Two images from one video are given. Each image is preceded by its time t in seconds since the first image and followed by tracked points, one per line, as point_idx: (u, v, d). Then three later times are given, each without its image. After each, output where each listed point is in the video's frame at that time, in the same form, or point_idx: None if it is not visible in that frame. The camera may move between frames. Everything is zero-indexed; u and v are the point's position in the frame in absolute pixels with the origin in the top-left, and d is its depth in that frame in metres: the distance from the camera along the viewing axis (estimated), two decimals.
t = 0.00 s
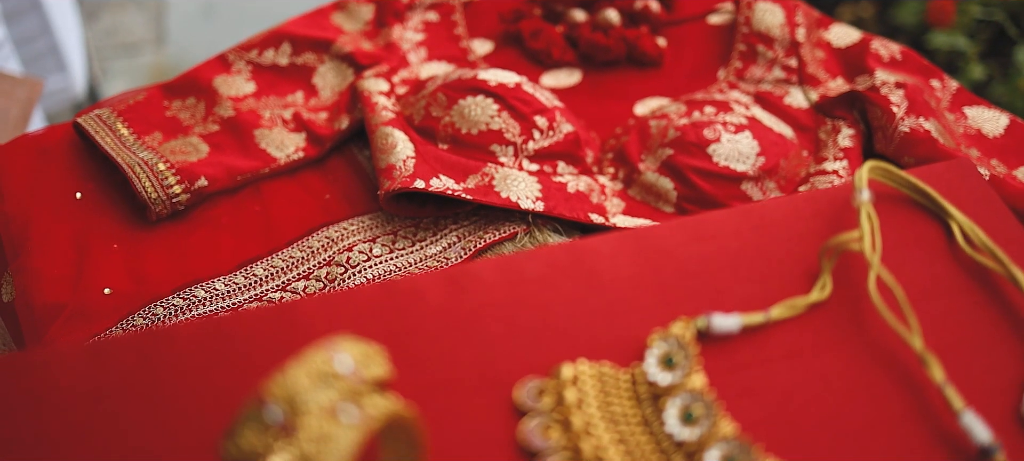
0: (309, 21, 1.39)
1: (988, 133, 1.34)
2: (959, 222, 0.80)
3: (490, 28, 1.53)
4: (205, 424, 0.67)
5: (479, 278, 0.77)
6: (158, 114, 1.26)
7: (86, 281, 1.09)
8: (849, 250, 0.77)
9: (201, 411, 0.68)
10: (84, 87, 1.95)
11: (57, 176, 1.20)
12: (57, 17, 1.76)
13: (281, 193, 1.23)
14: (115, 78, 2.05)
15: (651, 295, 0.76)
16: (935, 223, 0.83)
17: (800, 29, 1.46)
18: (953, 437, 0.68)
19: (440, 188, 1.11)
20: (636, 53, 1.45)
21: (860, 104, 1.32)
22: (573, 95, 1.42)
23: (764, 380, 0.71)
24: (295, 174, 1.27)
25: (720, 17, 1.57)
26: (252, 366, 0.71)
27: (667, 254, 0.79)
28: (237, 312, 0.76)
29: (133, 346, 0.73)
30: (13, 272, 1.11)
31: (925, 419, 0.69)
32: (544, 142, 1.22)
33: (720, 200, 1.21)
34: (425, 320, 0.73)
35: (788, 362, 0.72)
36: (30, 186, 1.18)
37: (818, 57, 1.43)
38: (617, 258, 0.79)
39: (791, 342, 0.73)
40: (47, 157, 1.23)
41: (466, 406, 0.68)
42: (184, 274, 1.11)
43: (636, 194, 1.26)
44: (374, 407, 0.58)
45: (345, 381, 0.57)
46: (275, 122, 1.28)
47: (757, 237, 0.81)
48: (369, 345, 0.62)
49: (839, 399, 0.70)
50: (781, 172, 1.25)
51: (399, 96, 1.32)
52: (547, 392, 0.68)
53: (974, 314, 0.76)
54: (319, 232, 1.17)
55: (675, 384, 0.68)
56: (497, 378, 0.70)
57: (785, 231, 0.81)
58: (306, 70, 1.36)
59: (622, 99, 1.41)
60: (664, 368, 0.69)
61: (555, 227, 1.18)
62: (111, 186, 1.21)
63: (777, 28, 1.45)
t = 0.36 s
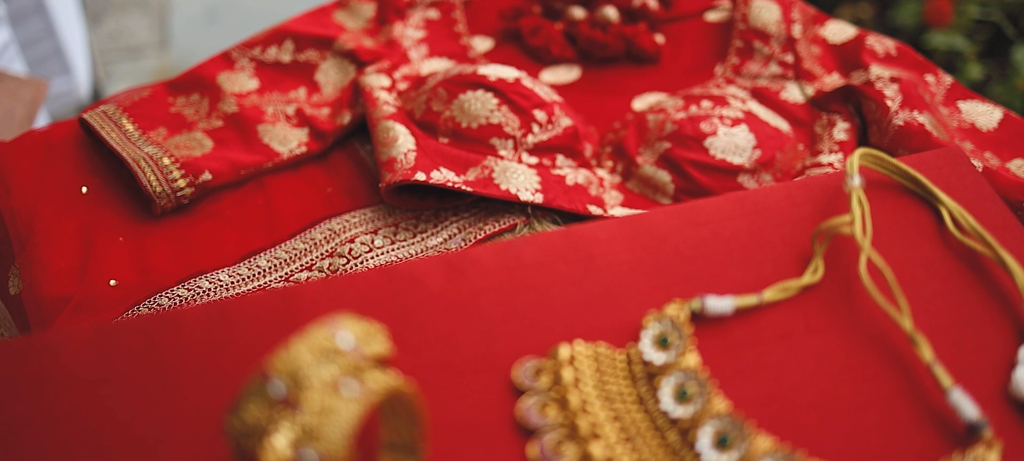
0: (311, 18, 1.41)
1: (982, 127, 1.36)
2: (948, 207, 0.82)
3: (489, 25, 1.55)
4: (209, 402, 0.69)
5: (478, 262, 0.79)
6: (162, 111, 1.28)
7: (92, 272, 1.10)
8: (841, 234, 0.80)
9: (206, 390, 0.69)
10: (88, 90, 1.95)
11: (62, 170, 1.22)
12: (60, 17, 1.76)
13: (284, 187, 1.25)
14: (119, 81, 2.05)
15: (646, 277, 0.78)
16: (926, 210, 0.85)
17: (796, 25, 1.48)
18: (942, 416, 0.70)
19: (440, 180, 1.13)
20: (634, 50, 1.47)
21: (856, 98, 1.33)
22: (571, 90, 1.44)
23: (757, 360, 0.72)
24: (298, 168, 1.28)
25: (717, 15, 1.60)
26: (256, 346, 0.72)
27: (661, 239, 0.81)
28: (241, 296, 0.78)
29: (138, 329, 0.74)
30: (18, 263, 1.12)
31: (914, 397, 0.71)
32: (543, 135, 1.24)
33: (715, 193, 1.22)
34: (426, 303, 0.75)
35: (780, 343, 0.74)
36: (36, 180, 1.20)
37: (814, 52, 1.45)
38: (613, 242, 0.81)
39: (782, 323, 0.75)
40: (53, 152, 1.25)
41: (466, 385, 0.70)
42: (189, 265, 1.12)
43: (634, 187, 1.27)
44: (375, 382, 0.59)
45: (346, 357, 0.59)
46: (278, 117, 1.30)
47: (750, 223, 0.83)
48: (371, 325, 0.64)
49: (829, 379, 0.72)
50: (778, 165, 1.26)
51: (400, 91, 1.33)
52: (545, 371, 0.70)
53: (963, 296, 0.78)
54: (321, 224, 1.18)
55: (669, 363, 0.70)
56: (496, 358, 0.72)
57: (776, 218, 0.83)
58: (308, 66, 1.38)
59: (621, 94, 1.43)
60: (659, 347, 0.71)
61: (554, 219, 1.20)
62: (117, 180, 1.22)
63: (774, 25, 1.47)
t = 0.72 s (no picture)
0: (313, 16, 1.42)
1: (976, 120, 1.39)
2: (938, 192, 0.84)
3: (489, 23, 1.57)
4: (214, 380, 0.70)
5: (478, 246, 0.80)
6: (165, 105, 1.28)
7: (97, 263, 1.11)
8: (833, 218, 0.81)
9: (211, 370, 0.71)
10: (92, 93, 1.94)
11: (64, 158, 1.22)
12: (61, 16, 1.76)
13: (286, 180, 1.26)
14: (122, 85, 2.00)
15: (643, 260, 0.80)
16: (916, 195, 0.87)
17: (792, 21, 1.50)
18: (931, 393, 0.71)
19: (441, 171, 1.15)
20: (632, 46, 1.49)
21: (851, 91, 1.35)
22: (570, 85, 1.46)
23: (751, 340, 0.74)
24: (300, 162, 1.30)
25: (714, 12, 1.62)
26: (260, 328, 0.74)
27: (657, 224, 0.83)
28: (243, 280, 0.79)
29: (143, 312, 0.75)
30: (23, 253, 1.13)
31: (905, 375, 0.72)
32: (542, 128, 1.26)
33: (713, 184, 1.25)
34: (427, 285, 0.77)
35: (774, 323, 0.75)
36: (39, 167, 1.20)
37: (810, 47, 1.46)
38: (610, 227, 0.83)
39: (775, 304, 0.77)
40: (56, 145, 1.25)
41: (466, 364, 0.71)
42: (194, 257, 1.14)
43: (632, 179, 1.29)
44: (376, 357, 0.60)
45: (347, 332, 0.60)
46: (280, 112, 1.31)
47: (744, 209, 0.84)
48: (375, 304, 0.65)
49: (822, 358, 0.73)
50: (773, 157, 1.28)
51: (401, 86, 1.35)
52: (543, 350, 0.72)
53: (950, 279, 0.80)
54: (323, 215, 1.20)
55: (664, 342, 0.71)
56: (495, 338, 0.73)
57: (770, 204, 0.85)
58: (310, 63, 1.39)
59: (619, 89, 1.45)
60: (654, 327, 0.73)
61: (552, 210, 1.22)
62: (121, 174, 1.23)
63: (770, 21, 1.50)
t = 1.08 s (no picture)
0: (313, 13, 1.44)
1: (968, 112, 1.41)
2: (927, 177, 0.86)
3: (487, 19, 1.58)
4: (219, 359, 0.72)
5: (475, 230, 0.82)
6: (167, 101, 1.30)
7: (100, 253, 1.12)
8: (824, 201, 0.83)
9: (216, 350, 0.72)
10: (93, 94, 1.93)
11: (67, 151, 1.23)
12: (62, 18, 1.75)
13: (287, 173, 1.27)
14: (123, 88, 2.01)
15: (638, 243, 0.81)
16: (906, 180, 0.89)
17: (786, 16, 1.52)
18: (920, 369, 0.73)
19: (440, 163, 1.16)
20: (629, 40, 1.50)
21: (844, 84, 1.37)
22: (567, 80, 1.47)
23: (744, 319, 0.76)
24: (301, 155, 1.31)
25: (709, 7, 1.63)
26: (263, 310, 0.75)
27: (651, 208, 0.84)
28: (245, 264, 0.80)
29: (148, 296, 0.76)
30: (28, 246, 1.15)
31: (895, 353, 0.74)
32: (539, 121, 1.27)
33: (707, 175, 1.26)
34: (426, 267, 0.78)
35: (766, 303, 0.77)
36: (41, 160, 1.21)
37: (804, 41, 1.48)
38: (604, 211, 0.84)
39: (768, 285, 0.78)
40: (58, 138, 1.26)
41: (466, 344, 0.73)
42: (196, 247, 1.15)
43: (628, 171, 1.31)
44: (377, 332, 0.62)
45: (349, 308, 0.61)
46: (280, 107, 1.32)
47: (738, 194, 0.86)
48: (376, 283, 0.66)
49: (814, 336, 0.75)
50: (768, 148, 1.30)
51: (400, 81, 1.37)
52: (540, 329, 0.73)
53: (938, 260, 0.82)
54: (324, 206, 1.23)
55: (658, 320, 0.73)
56: (493, 317, 0.75)
57: (763, 190, 0.86)
58: (310, 59, 1.41)
59: (616, 84, 1.46)
60: (648, 306, 0.74)
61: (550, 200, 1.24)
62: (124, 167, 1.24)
63: (764, 16, 1.52)
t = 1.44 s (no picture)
0: (312, 10, 1.46)
1: (959, 106, 1.44)
2: (916, 161, 0.88)
3: (484, 15, 1.59)
4: (220, 337, 0.73)
5: (472, 214, 0.83)
6: (168, 96, 1.31)
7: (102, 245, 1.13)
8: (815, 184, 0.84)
9: (217, 329, 0.73)
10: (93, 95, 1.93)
11: (67, 143, 1.24)
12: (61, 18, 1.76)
13: (286, 167, 1.29)
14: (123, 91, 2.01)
15: (631, 225, 0.83)
16: (896, 164, 0.91)
17: (779, 11, 1.54)
18: (908, 346, 0.74)
19: (437, 154, 1.18)
20: (624, 36, 1.52)
21: (836, 77, 1.39)
22: (564, 75, 1.49)
23: (736, 298, 0.77)
24: (300, 148, 1.33)
25: (704, 3, 1.65)
26: (263, 291, 0.76)
27: (645, 193, 0.86)
28: (245, 247, 0.81)
29: (150, 279, 0.77)
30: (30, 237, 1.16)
31: (883, 330, 0.76)
32: (536, 113, 1.29)
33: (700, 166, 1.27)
34: (423, 250, 0.80)
35: (758, 283, 0.78)
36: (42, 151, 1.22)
37: (797, 36, 1.50)
38: (599, 196, 0.86)
39: (759, 266, 0.80)
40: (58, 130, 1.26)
41: (463, 323, 0.74)
42: (197, 238, 1.17)
43: (623, 163, 1.32)
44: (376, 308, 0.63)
45: (348, 284, 0.63)
46: (280, 102, 1.34)
47: (729, 179, 0.87)
48: (375, 261, 0.67)
49: (804, 315, 0.76)
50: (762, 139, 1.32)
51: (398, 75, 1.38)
52: (536, 308, 0.75)
53: (926, 242, 0.84)
54: (324, 197, 1.25)
55: (651, 299, 0.75)
56: (490, 297, 0.76)
57: (754, 175, 0.88)
58: (309, 55, 1.43)
59: (611, 78, 1.48)
60: (642, 286, 0.76)
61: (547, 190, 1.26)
62: (124, 160, 1.24)
63: (757, 11, 1.54)
